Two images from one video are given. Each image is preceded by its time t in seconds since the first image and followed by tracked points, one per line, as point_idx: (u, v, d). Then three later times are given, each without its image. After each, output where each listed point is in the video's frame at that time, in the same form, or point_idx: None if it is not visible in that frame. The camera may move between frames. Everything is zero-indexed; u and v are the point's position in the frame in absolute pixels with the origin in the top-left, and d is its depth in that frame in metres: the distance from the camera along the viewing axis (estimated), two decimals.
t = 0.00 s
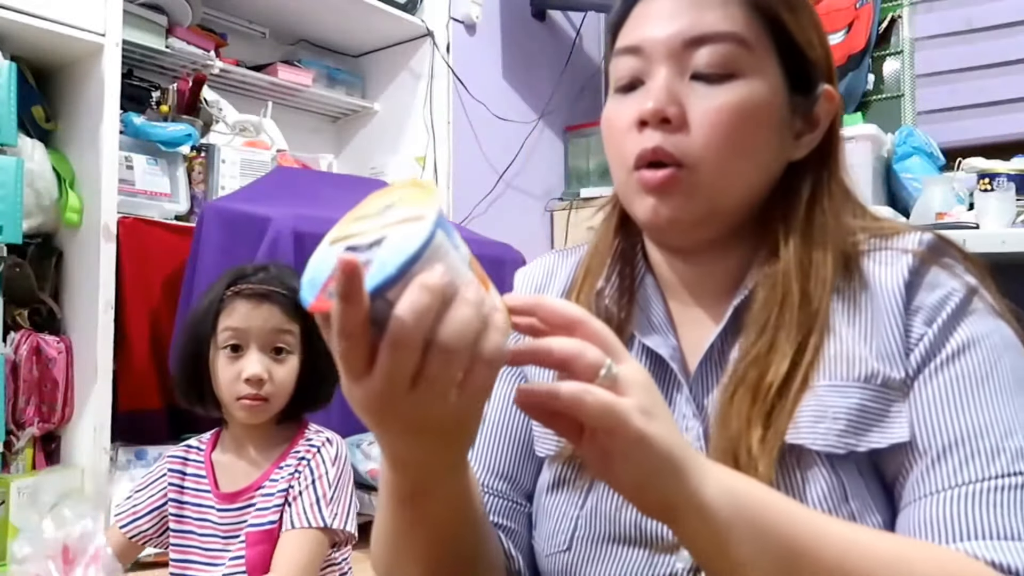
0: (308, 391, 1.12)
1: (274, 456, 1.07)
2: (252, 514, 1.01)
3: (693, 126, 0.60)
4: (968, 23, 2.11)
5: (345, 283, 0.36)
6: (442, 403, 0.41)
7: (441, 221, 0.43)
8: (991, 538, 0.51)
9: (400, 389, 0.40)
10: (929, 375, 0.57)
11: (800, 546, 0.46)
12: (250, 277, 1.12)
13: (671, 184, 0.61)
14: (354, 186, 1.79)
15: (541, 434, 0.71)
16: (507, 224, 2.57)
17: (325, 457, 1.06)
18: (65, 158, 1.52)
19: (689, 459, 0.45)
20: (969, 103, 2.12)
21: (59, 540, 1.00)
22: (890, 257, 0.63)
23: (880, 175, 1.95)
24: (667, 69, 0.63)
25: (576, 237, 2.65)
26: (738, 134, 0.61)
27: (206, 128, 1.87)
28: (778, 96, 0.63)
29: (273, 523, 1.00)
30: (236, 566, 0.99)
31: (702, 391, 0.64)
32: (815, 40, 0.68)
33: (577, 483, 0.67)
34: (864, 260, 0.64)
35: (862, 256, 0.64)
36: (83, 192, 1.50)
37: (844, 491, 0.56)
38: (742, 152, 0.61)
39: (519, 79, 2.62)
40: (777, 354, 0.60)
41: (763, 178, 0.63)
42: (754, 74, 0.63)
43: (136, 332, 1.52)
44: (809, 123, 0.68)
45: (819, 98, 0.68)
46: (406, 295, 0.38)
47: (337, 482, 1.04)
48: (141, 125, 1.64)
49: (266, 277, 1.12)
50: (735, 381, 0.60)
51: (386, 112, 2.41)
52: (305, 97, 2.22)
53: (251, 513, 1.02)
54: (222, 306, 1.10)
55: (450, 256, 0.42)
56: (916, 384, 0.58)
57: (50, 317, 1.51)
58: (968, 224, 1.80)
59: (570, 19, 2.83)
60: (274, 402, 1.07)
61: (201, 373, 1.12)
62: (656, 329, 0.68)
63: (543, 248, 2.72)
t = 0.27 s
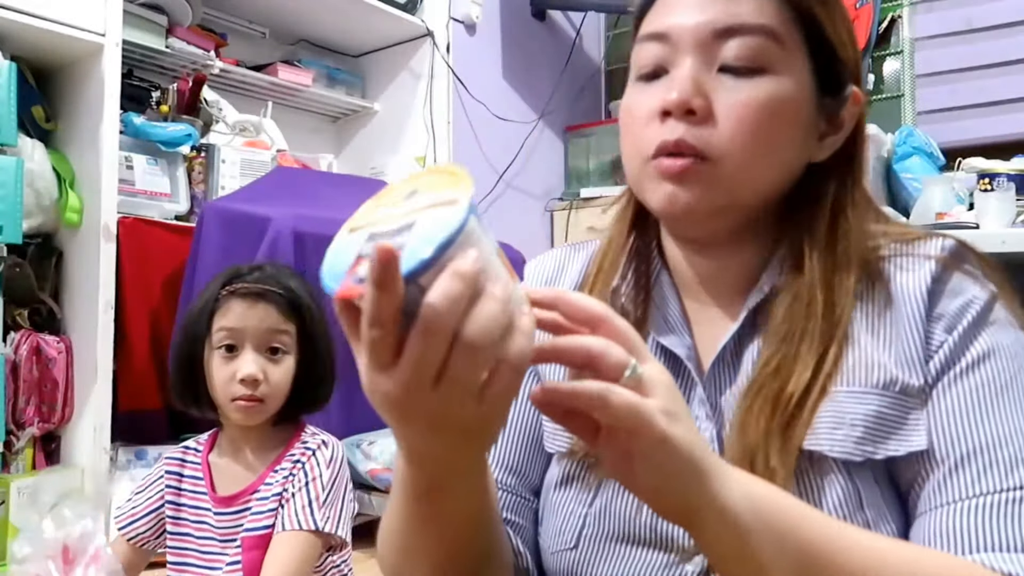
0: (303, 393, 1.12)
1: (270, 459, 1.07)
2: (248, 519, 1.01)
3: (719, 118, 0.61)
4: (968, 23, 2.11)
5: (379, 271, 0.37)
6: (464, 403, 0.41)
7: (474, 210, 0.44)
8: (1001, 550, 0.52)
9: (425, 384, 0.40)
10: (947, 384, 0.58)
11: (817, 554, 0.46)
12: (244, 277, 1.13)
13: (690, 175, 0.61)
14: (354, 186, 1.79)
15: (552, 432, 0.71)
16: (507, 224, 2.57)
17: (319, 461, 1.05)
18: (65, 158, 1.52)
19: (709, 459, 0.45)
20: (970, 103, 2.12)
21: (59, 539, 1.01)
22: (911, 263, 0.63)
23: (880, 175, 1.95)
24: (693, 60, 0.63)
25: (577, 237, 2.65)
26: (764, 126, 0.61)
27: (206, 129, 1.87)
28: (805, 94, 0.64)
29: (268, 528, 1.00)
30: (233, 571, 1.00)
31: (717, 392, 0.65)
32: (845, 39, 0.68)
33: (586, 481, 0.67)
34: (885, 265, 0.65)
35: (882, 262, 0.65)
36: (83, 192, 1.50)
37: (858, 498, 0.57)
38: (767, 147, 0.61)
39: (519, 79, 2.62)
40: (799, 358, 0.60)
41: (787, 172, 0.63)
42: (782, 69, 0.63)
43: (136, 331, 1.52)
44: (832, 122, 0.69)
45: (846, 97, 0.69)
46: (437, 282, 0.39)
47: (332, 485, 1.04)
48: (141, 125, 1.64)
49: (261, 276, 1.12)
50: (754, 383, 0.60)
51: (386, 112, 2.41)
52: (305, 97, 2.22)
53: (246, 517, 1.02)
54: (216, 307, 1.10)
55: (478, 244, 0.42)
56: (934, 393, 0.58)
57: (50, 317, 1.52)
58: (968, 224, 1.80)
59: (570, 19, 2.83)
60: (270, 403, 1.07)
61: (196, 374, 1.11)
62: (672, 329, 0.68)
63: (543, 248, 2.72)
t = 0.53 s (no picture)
0: (301, 392, 1.12)
1: (266, 461, 1.07)
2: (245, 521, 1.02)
3: (739, 118, 0.63)
4: (968, 23, 2.11)
5: (389, 288, 0.37)
6: (470, 425, 0.43)
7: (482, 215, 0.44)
8: (1007, 561, 0.54)
9: (431, 402, 0.41)
10: (960, 392, 0.60)
11: (827, 565, 0.51)
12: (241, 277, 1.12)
13: (706, 179, 0.64)
14: (353, 186, 1.79)
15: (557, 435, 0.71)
16: (508, 224, 2.57)
17: (316, 461, 1.06)
18: (65, 158, 1.52)
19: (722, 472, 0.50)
20: (970, 103, 2.12)
21: (60, 539, 1.00)
22: (925, 268, 0.66)
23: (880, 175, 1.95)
24: (712, 57, 0.66)
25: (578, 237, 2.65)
26: (783, 126, 0.63)
27: (207, 128, 1.88)
28: (825, 96, 0.66)
29: (265, 531, 1.01)
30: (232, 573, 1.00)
31: (729, 394, 0.67)
32: (866, 41, 0.71)
33: (592, 483, 0.67)
34: (898, 271, 0.67)
35: (895, 269, 0.67)
36: (83, 192, 1.50)
37: (870, 504, 0.59)
38: (786, 148, 0.64)
39: (518, 79, 2.62)
40: (816, 365, 0.62)
41: (805, 171, 0.66)
42: (803, 70, 0.66)
43: (136, 331, 1.52)
44: (849, 124, 0.72)
45: (865, 99, 0.72)
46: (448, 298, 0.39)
47: (330, 485, 1.05)
48: (141, 125, 1.64)
49: (258, 276, 1.12)
50: (770, 388, 0.62)
51: (387, 112, 2.42)
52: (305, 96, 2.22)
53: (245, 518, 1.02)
54: (214, 307, 1.10)
55: (487, 253, 0.43)
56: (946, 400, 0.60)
57: (50, 317, 1.52)
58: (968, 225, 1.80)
59: (570, 19, 2.84)
60: (268, 403, 1.07)
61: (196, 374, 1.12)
62: (684, 329, 0.70)
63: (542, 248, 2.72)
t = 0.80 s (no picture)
0: (305, 391, 1.13)
1: (271, 459, 1.07)
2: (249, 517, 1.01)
3: (746, 118, 0.64)
4: (968, 23, 2.11)
5: (393, 285, 0.38)
6: (472, 427, 0.43)
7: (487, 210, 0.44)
8: (1007, 565, 0.55)
9: (433, 401, 0.41)
10: (964, 396, 0.61)
11: (831, 566, 0.51)
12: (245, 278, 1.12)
13: (714, 181, 0.64)
14: (355, 186, 1.80)
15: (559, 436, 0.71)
16: (507, 224, 2.57)
17: (319, 458, 1.05)
18: (65, 158, 1.52)
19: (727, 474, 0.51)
20: (970, 103, 2.12)
21: (59, 539, 0.99)
22: (932, 270, 0.67)
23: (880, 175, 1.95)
24: (721, 55, 0.66)
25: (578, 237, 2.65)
26: (789, 126, 0.64)
27: (207, 128, 1.88)
28: (834, 99, 0.67)
29: (269, 526, 1.00)
30: (235, 570, 1.00)
31: (732, 395, 0.67)
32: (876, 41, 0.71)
33: (594, 482, 0.67)
34: (903, 273, 0.68)
35: (901, 272, 0.68)
36: (83, 193, 1.49)
37: (873, 507, 0.60)
38: (793, 151, 0.64)
39: (518, 78, 2.62)
40: (822, 366, 0.63)
41: (812, 173, 0.66)
42: (812, 70, 0.66)
43: (136, 330, 1.52)
44: (857, 125, 0.72)
45: (874, 101, 0.73)
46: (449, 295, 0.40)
47: (334, 481, 1.04)
48: (140, 125, 1.64)
49: (261, 278, 1.12)
50: (774, 390, 0.63)
51: (387, 112, 2.42)
52: (305, 97, 2.22)
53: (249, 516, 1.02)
54: (218, 307, 1.10)
55: (491, 249, 0.43)
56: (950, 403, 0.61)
57: (50, 317, 1.52)
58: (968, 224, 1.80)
59: (570, 19, 2.83)
60: (272, 403, 1.07)
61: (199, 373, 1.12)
62: (688, 330, 0.71)
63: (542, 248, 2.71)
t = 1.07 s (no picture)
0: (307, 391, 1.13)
1: (273, 458, 1.07)
2: (249, 519, 1.02)
3: (750, 118, 0.64)
4: (968, 23, 2.11)
5: (390, 288, 0.38)
6: (470, 429, 0.43)
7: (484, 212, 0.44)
8: (1006, 566, 0.56)
9: (429, 404, 0.41)
10: (964, 397, 0.61)
11: (831, 567, 0.51)
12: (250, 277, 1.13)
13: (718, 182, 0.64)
14: (355, 186, 1.80)
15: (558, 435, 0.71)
16: (507, 224, 2.57)
17: (320, 463, 1.05)
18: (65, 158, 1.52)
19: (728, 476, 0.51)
20: (970, 103, 2.12)
21: (59, 539, 0.99)
22: (933, 271, 0.67)
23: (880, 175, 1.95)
24: (725, 56, 0.66)
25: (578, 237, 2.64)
26: (792, 127, 0.64)
27: (207, 128, 1.88)
28: (838, 100, 0.67)
29: (270, 529, 1.01)
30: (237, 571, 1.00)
31: (733, 396, 0.67)
32: (881, 43, 0.71)
33: (595, 482, 0.67)
34: (904, 274, 0.68)
35: (902, 272, 0.68)
36: (83, 193, 1.49)
37: (873, 508, 0.60)
38: (796, 151, 0.64)
39: (518, 78, 2.62)
40: (823, 367, 0.63)
41: (815, 173, 0.66)
42: (816, 71, 0.66)
43: (136, 329, 1.53)
44: (860, 127, 0.72)
45: (878, 102, 0.73)
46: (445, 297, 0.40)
47: (334, 487, 1.04)
48: (140, 125, 1.64)
49: (266, 277, 1.13)
50: (775, 390, 0.63)
51: (387, 112, 2.42)
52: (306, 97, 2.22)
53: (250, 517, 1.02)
54: (222, 306, 1.10)
55: (487, 251, 0.43)
56: (950, 404, 0.61)
57: (50, 317, 1.51)
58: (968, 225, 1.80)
59: (570, 19, 2.83)
60: (274, 401, 1.07)
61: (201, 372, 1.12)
62: (689, 330, 0.71)
63: (541, 248, 2.71)
